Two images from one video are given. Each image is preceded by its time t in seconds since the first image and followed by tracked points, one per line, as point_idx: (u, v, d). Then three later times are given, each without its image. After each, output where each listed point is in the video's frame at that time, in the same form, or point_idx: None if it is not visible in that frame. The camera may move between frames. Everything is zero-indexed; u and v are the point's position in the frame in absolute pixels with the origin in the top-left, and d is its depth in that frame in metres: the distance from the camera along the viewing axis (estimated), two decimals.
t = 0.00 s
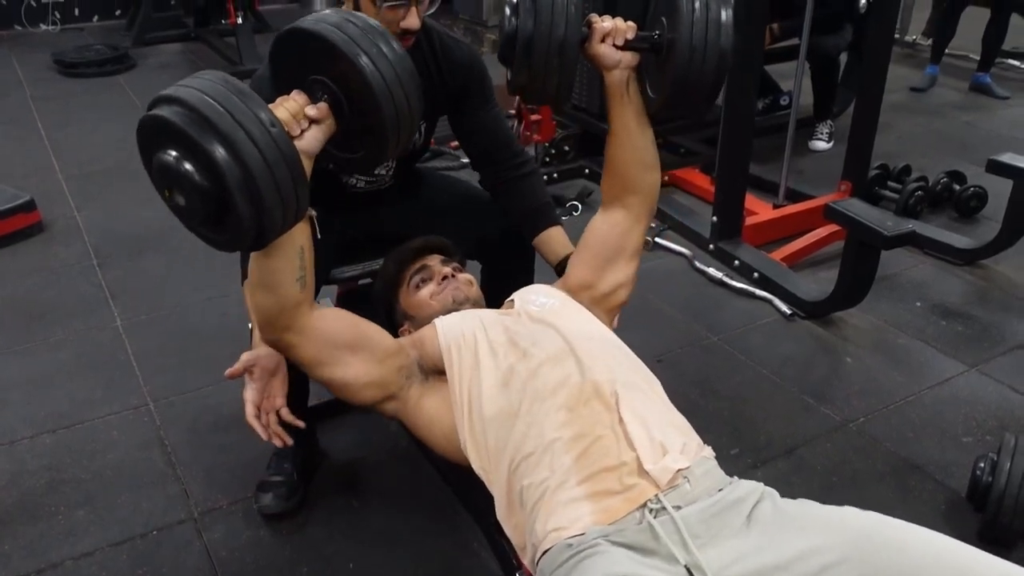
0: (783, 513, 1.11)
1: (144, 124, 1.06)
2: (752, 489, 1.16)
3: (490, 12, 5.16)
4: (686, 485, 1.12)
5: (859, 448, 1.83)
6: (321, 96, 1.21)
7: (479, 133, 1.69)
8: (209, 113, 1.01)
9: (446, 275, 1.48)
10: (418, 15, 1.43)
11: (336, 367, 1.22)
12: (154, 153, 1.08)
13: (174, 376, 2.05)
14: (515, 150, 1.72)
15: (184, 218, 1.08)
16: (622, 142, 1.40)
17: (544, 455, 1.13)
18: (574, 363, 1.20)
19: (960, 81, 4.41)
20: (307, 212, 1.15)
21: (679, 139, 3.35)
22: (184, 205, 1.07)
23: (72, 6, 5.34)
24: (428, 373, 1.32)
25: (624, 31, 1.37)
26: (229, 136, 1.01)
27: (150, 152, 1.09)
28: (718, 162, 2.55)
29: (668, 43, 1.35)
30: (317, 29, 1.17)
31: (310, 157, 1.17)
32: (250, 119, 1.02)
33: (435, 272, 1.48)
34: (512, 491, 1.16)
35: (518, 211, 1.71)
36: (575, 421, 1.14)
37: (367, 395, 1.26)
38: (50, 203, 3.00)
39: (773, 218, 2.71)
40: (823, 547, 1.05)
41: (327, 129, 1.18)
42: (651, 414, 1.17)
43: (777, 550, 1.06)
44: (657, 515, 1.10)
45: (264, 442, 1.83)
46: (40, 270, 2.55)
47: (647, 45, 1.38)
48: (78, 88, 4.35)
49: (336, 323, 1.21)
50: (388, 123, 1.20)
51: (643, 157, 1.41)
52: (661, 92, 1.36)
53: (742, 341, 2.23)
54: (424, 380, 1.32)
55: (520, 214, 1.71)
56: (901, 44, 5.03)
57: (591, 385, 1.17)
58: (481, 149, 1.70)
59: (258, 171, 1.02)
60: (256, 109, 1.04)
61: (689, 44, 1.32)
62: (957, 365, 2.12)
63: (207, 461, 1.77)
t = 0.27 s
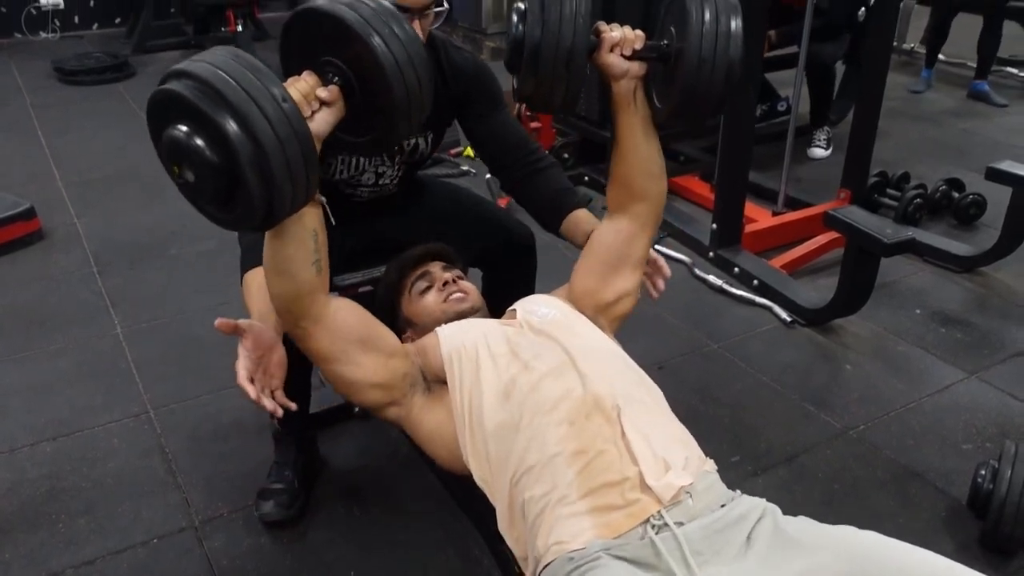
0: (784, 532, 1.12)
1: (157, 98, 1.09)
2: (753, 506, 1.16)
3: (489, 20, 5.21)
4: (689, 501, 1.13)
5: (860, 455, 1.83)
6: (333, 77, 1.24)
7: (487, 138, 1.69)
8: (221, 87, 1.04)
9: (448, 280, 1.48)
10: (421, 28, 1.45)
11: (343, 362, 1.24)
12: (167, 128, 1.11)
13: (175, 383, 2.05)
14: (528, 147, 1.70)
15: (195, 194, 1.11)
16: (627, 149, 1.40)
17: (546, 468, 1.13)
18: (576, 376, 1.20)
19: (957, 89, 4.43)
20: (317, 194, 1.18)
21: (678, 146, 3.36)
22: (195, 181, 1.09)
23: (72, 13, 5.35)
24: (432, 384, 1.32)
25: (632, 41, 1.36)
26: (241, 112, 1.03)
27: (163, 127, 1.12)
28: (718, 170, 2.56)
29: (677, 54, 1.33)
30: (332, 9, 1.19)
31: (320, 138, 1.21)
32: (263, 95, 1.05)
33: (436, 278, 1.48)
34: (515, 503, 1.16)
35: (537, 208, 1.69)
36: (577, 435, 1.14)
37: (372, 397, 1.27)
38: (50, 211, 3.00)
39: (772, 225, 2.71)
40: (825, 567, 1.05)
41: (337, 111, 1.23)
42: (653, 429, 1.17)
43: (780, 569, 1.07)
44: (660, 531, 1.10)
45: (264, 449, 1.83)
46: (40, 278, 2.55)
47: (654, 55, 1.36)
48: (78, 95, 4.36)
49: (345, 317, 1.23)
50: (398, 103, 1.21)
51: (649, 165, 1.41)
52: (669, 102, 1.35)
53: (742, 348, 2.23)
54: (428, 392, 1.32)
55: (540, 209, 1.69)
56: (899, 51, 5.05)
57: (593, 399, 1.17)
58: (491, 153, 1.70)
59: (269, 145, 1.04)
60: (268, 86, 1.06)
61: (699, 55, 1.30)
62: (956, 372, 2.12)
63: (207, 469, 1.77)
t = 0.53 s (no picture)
0: (778, 544, 1.12)
1: (159, 173, 1.09)
2: (747, 516, 1.16)
3: (487, 27, 5.24)
4: (679, 512, 1.12)
5: (858, 461, 1.83)
6: (331, 151, 1.28)
7: (491, 146, 1.68)
8: (222, 164, 1.04)
9: (449, 286, 1.48)
10: (422, 41, 1.45)
11: (337, 406, 1.25)
12: (167, 203, 1.11)
13: (173, 390, 2.05)
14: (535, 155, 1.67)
15: (193, 268, 1.10)
16: (654, 204, 1.45)
17: (540, 473, 1.13)
18: (571, 384, 1.20)
19: (953, 96, 4.44)
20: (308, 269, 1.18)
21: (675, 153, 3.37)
22: (193, 255, 1.08)
23: (71, 21, 5.36)
24: (427, 393, 1.33)
25: (653, 109, 1.42)
26: (242, 187, 1.03)
27: (163, 202, 1.12)
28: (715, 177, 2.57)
29: (697, 120, 1.41)
30: (331, 88, 1.22)
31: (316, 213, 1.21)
32: (264, 172, 1.05)
33: (438, 284, 1.48)
34: (511, 506, 1.17)
35: (549, 211, 1.67)
36: (571, 441, 1.14)
37: (370, 427, 1.27)
38: (48, 218, 3.01)
39: (770, 232, 2.72)
40: None
41: (334, 186, 1.24)
42: (647, 439, 1.17)
43: None
44: (652, 541, 1.10)
45: (263, 456, 1.83)
46: (39, 286, 2.55)
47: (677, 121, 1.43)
48: (76, 103, 4.36)
49: (332, 366, 1.24)
50: (394, 173, 1.25)
51: (677, 219, 1.45)
52: (691, 165, 1.43)
53: (740, 354, 2.24)
54: (422, 400, 1.32)
55: (555, 212, 1.67)
56: (896, 59, 5.06)
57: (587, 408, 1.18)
58: (497, 160, 1.68)
59: (269, 221, 1.04)
60: (269, 162, 1.07)
61: (719, 124, 1.37)
62: (954, 378, 2.13)
63: (206, 476, 1.77)
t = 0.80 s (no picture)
0: (775, 548, 1.13)
1: (165, 259, 1.07)
2: (745, 521, 1.17)
3: (484, 33, 5.21)
4: (676, 519, 1.13)
5: (857, 464, 1.83)
6: (332, 227, 1.27)
7: (491, 169, 1.67)
8: (230, 250, 1.03)
9: (451, 288, 1.48)
10: (428, 68, 1.43)
11: (336, 450, 1.24)
12: (172, 288, 1.09)
13: (170, 397, 2.04)
14: (535, 185, 1.67)
15: (201, 352, 1.09)
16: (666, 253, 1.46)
17: (538, 479, 1.12)
18: (569, 388, 1.20)
19: (949, 100, 4.45)
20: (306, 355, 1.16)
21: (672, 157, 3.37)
22: (202, 339, 1.07)
23: (67, 29, 5.36)
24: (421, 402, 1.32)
25: (666, 165, 1.46)
26: (251, 273, 1.02)
27: (168, 287, 1.10)
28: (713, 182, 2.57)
29: (707, 176, 1.41)
30: (331, 166, 1.20)
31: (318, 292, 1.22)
32: (272, 258, 1.05)
33: (439, 286, 1.48)
34: (508, 510, 1.17)
35: (546, 240, 1.66)
36: (569, 447, 1.14)
37: (372, 455, 1.28)
38: (45, 225, 3.00)
39: (767, 236, 2.72)
40: None
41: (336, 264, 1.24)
42: (645, 446, 1.17)
43: None
44: (649, 549, 1.10)
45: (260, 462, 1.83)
46: (36, 293, 2.54)
47: (688, 176, 1.44)
48: (73, 111, 4.36)
49: (325, 416, 1.23)
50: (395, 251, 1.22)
51: (687, 267, 1.46)
52: (701, 220, 1.43)
53: (738, 358, 2.23)
54: (416, 412, 1.31)
55: (553, 244, 1.66)
56: (891, 63, 5.07)
57: (585, 412, 1.18)
58: (496, 184, 1.68)
59: (279, 306, 1.03)
60: (276, 247, 1.06)
61: (729, 180, 1.38)
62: (952, 380, 2.13)
63: (203, 482, 1.77)
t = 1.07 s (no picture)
0: (777, 555, 1.14)
1: (173, 344, 1.05)
2: (748, 527, 1.18)
3: (479, 38, 5.26)
4: (681, 524, 1.13)
5: (855, 467, 1.83)
6: (332, 295, 1.26)
7: (490, 182, 1.68)
8: (241, 331, 1.02)
9: (448, 293, 1.47)
10: (431, 81, 1.43)
11: (345, 494, 1.20)
12: (180, 372, 1.07)
13: (167, 402, 2.04)
14: (537, 204, 1.67)
15: (214, 431, 1.07)
16: (661, 303, 1.47)
17: (543, 483, 1.12)
18: (573, 392, 1.20)
19: (943, 103, 4.47)
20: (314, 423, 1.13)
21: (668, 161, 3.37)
22: (215, 419, 1.05)
23: (63, 35, 5.35)
24: (418, 416, 1.30)
25: (670, 223, 1.49)
26: (263, 353, 1.01)
27: (176, 372, 1.08)
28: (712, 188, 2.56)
29: (709, 236, 1.46)
30: (328, 238, 1.21)
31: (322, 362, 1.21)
32: (283, 337, 1.04)
33: (436, 291, 1.47)
34: (512, 515, 1.16)
35: (543, 256, 1.68)
36: (574, 451, 1.14)
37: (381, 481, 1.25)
38: (41, 231, 3.00)
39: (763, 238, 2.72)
40: None
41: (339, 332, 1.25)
42: (650, 449, 1.17)
43: None
44: (655, 554, 1.11)
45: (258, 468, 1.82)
46: (31, 298, 2.54)
47: (689, 236, 1.48)
48: (69, 116, 4.36)
49: (331, 457, 1.19)
50: (396, 317, 1.21)
51: (679, 320, 1.46)
52: (701, 277, 1.46)
53: (736, 361, 2.24)
54: (414, 427, 1.30)
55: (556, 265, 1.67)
56: (886, 66, 5.09)
57: (590, 416, 1.17)
58: (494, 198, 1.69)
59: (292, 384, 1.02)
60: (284, 325, 1.05)
61: (730, 243, 1.43)
62: (949, 383, 2.13)
63: (201, 488, 1.76)
